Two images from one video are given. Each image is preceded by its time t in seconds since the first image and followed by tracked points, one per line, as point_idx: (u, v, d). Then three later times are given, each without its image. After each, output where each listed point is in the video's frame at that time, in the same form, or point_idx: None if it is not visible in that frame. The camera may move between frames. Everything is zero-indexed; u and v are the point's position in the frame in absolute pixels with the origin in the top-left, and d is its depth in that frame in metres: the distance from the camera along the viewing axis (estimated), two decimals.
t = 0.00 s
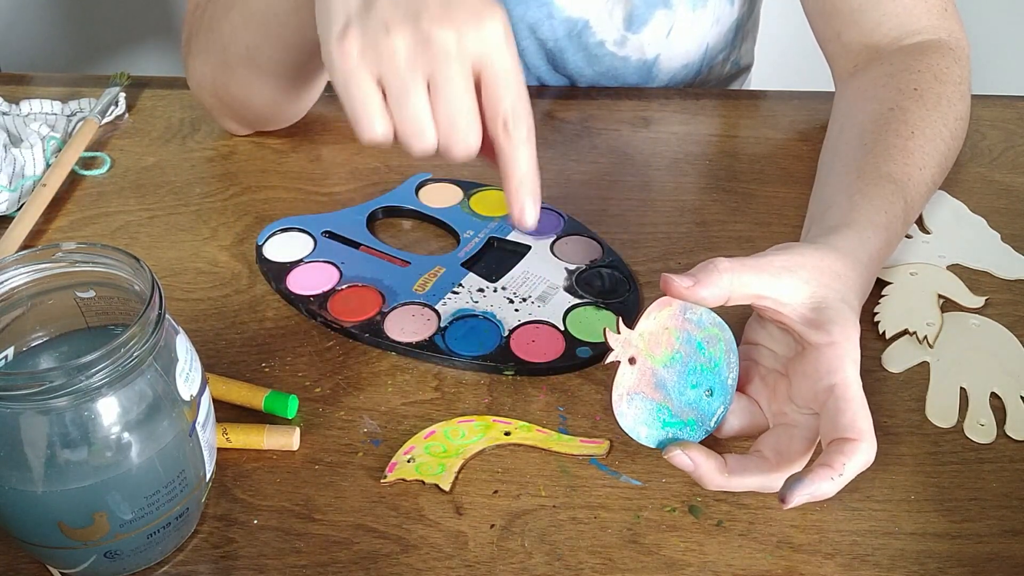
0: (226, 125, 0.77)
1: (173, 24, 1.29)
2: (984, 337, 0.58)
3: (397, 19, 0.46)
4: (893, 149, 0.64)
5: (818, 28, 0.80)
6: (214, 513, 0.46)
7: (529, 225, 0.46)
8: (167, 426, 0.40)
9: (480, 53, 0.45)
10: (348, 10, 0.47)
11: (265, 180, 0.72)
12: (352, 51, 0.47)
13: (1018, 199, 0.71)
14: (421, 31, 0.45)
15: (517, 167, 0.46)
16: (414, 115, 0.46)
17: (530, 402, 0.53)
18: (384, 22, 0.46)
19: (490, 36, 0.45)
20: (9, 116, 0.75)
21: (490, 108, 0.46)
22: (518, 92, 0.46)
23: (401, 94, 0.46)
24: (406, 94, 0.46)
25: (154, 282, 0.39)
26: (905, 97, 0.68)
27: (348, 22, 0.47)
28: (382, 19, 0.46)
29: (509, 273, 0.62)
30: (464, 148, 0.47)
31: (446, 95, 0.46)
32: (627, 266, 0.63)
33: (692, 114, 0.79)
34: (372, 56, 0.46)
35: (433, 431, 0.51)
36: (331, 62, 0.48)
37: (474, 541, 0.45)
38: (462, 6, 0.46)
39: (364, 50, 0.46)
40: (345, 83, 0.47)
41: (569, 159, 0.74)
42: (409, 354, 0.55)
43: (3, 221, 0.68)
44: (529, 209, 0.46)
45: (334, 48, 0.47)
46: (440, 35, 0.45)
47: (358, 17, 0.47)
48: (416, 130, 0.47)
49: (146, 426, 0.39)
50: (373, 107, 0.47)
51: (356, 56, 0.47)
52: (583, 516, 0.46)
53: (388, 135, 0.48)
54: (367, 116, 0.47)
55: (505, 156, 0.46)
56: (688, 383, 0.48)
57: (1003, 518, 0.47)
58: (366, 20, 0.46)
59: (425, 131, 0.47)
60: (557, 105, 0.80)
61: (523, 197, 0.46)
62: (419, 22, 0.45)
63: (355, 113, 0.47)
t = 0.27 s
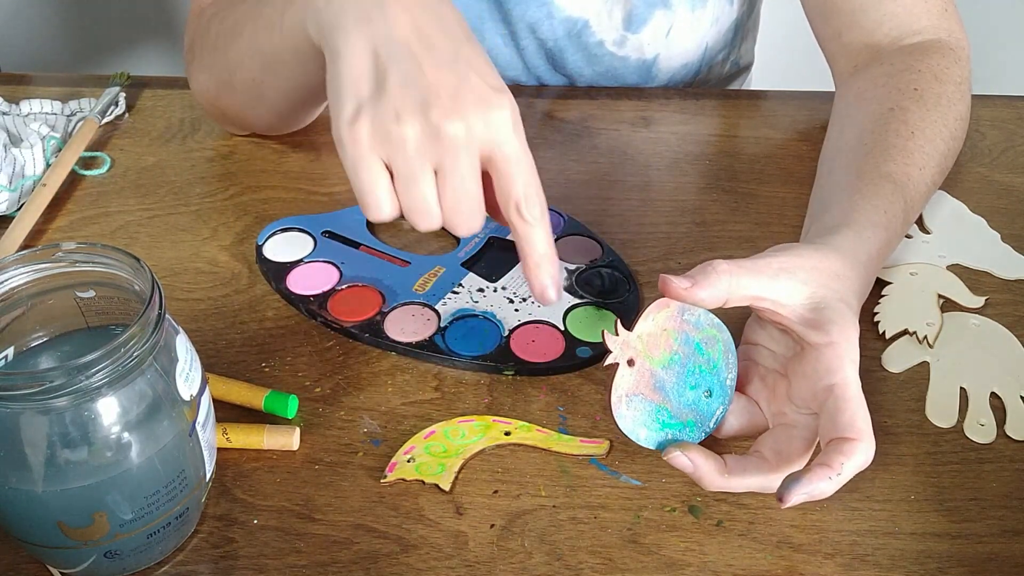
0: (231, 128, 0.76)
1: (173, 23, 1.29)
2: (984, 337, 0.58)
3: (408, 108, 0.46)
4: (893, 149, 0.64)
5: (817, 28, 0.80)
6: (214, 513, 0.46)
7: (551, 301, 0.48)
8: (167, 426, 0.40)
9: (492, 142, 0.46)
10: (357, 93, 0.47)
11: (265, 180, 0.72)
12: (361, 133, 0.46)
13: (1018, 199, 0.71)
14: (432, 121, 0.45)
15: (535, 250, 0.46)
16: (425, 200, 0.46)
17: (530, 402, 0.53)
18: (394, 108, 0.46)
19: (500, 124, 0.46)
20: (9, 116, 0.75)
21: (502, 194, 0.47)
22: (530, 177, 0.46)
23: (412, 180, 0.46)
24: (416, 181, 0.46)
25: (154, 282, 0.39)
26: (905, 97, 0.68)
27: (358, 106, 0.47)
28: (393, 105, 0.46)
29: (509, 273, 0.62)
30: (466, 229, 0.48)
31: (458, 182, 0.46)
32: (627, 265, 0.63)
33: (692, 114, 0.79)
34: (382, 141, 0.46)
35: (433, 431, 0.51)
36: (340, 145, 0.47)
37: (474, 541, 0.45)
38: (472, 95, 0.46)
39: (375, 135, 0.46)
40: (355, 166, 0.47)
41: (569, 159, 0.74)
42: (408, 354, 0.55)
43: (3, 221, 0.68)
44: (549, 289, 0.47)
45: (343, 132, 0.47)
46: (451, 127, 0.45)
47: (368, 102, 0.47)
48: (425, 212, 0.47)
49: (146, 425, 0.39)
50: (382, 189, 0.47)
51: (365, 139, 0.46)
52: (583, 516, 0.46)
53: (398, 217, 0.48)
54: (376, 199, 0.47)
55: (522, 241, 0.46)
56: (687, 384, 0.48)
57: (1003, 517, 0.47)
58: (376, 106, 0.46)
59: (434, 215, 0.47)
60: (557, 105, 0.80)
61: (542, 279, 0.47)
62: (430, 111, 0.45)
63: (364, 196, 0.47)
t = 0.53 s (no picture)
0: (234, 130, 0.75)
1: (172, 23, 1.29)
2: (984, 337, 0.58)
3: (431, 128, 0.48)
4: (893, 149, 0.64)
5: (817, 28, 0.79)
6: (214, 513, 0.46)
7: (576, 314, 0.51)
8: (167, 426, 0.40)
9: (513, 160, 0.49)
10: (379, 112, 0.49)
11: (265, 180, 0.72)
12: (385, 153, 0.49)
13: (1018, 199, 0.71)
14: (456, 141, 0.48)
15: (560, 262, 0.50)
16: (448, 216, 0.49)
17: (530, 402, 0.53)
18: (418, 129, 0.48)
19: (519, 143, 0.49)
20: (9, 116, 0.75)
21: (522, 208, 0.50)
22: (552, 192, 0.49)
23: (434, 197, 0.49)
24: (439, 198, 0.49)
25: (154, 282, 0.39)
26: (905, 97, 0.68)
27: (381, 125, 0.49)
28: (416, 125, 0.48)
29: (509, 273, 0.62)
30: (486, 244, 0.51)
31: (479, 198, 0.49)
32: (627, 265, 0.63)
33: (692, 114, 0.79)
34: (406, 161, 0.49)
35: (433, 431, 0.51)
36: (364, 163, 0.50)
37: (474, 541, 0.45)
38: (491, 114, 0.49)
39: (397, 155, 0.49)
40: (378, 183, 0.50)
41: (569, 159, 0.74)
42: (408, 354, 0.55)
43: (3, 221, 0.68)
44: (576, 299, 0.50)
45: (366, 151, 0.49)
46: (474, 147, 0.48)
47: (390, 122, 0.49)
48: (447, 228, 0.50)
49: (146, 425, 0.39)
50: (405, 207, 0.50)
51: (389, 158, 0.49)
52: (583, 516, 0.46)
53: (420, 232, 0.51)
54: (399, 216, 0.50)
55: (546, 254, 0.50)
56: (687, 385, 0.48)
57: (1003, 517, 0.47)
58: (399, 126, 0.49)
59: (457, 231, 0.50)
60: (557, 105, 0.80)
61: (566, 291, 0.50)
62: (454, 132, 0.48)
63: (387, 213, 0.50)
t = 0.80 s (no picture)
0: (235, 131, 0.75)
1: (172, 23, 1.29)
2: (984, 337, 0.58)
3: (430, 144, 0.49)
4: (893, 149, 0.64)
5: (817, 28, 0.80)
6: (214, 513, 0.46)
7: (574, 332, 0.51)
8: (167, 426, 0.40)
9: (511, 177, 0.49)
10: (379, 127, 0.50)
11: (265, 180, 0.72)
12: (384, 168, 0.49)
13: (1018, 199, 0.71)
14: (454, 158, 0.48)
15: (559, 279, 0.50)
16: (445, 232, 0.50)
17: (530, 402, 0.53)
18: (416, 145, 0.49)
19: (518, 161, 0.49)
20: (9, 116, 0.75)
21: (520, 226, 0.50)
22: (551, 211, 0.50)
23: (432, 214, 0.49)
24: (437, 214, 0.49)
25: (154, 282, 0.40)
26: (905, 97, 0.68)
27: (380, 140, 0.49)
28: (415, 141, 0.49)
29: (509, 273, 0.62)
30: (482, 261, 0.51)
31: (477, 215, 0.49)
32: (627, 266, 0.63)
33: (692, 114, 0.79)
34: (404, 176, 0.49)
35: (433, 431, 0.51)
36: (362, 178, 0.50)
37: (474, 541, 0.45)
38: (490, 131, 0.49)
39: (396, 170, 0.49)
40: (376, 199, 0.50)
41: (569, 159, 0.74)
42: (408, 354, 0.55)
43: (3, 221, 0.68)
44: (575, 320, 0.51)
45: (364, 166, 0.49)
46: (472, 165, 0.48)
47: (389, 137, 0.49)
48: (444, 245, 0.50)
49: (146, 426, 0.39)
50: (403, 222, 0.50)
51: (387, 173, 0.49)
52: (583, 516, 0.46)
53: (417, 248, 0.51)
54: (397, 231, 0.50)
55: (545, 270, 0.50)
56: (687, 386, 0.48)
57: (1003, 517, 0.47)
58: (398, 141, 0.49)
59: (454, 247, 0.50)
60: (557, 105, 0.80)
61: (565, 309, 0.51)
62: (452, 149, 0.48)
63: (385, 228, 0.50)
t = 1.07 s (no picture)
0: (236, 131, 0.75)
1: (173, 23, 1.29)
2: (984, 337, 0.58)
3: (420, 146, 0.49)
4: (893, 149, 0.64)
5: (817, 27, 0.80)
6: (214, 513, 0.46)
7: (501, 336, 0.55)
8: (167, 426, 0.40)
9: (495, 185, 0.50)
10: (369, 123, 0.49)
11: (265, 180, 0.72)
12: (372, 165, 0.49)
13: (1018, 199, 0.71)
14: (444, 161, 0.48)
15: (506, 288, 0.53)
16: (422, 234, 0.50)
17: (530, 402, 0.53)
18: (406, 144, 0.48)
19: (505, 170, 0.49)
20: (9, 116, 0.75)
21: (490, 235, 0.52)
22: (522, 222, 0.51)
23: (414, 214, 0.50)
24: (420, 216, 0.50)
25: (154, 282, 0.40)
26: (905, 97, 0.68)
27: (369, 136, 0.49)
28: (406, 141, 0.49)
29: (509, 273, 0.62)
30: (460, 264, 0.52)
31: (454, 221, 0.50)
32: (627, 266, 0.63)
33: (692, 114, 0.79)
34: (391, 175, 0.49)
35: (433, 431, 0.51)
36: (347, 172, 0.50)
37: (474, 541, 0.45)
38: (481, 137, 0.50)
39: (383, 167, 0.49)
40: (360, 196, 0.49)
41: (569, 159, 0.74)
42: (408, 354, 0.55)
43: (3, 220, 0.68)
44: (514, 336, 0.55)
45: (351, 161, 0.49)
46: (460, 169, 0.48)
47: (379, 135, 0.49)
48: (420, 246, 0.51)
49: (146, 426, 0.39)
50: (385, 220, 0.50)
51: (375, 171, 0.49)
52: (583, 516, 0.46)
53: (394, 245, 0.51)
54: (378, 228, 0.50)
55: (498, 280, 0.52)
56: (688, 387, 0.48)
57: (1004, 517, 0.47)
58: (389, 140, 0.49)
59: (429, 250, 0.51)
60: (557, 105, 0.80)
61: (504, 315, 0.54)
62: (442, 152, 0.48)
63: (366, 224, 0.50)
